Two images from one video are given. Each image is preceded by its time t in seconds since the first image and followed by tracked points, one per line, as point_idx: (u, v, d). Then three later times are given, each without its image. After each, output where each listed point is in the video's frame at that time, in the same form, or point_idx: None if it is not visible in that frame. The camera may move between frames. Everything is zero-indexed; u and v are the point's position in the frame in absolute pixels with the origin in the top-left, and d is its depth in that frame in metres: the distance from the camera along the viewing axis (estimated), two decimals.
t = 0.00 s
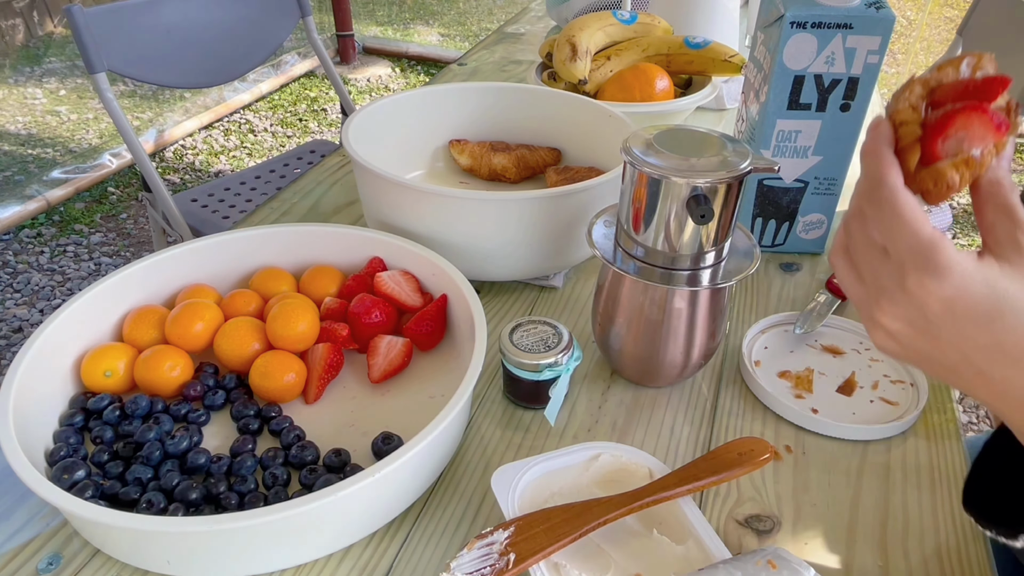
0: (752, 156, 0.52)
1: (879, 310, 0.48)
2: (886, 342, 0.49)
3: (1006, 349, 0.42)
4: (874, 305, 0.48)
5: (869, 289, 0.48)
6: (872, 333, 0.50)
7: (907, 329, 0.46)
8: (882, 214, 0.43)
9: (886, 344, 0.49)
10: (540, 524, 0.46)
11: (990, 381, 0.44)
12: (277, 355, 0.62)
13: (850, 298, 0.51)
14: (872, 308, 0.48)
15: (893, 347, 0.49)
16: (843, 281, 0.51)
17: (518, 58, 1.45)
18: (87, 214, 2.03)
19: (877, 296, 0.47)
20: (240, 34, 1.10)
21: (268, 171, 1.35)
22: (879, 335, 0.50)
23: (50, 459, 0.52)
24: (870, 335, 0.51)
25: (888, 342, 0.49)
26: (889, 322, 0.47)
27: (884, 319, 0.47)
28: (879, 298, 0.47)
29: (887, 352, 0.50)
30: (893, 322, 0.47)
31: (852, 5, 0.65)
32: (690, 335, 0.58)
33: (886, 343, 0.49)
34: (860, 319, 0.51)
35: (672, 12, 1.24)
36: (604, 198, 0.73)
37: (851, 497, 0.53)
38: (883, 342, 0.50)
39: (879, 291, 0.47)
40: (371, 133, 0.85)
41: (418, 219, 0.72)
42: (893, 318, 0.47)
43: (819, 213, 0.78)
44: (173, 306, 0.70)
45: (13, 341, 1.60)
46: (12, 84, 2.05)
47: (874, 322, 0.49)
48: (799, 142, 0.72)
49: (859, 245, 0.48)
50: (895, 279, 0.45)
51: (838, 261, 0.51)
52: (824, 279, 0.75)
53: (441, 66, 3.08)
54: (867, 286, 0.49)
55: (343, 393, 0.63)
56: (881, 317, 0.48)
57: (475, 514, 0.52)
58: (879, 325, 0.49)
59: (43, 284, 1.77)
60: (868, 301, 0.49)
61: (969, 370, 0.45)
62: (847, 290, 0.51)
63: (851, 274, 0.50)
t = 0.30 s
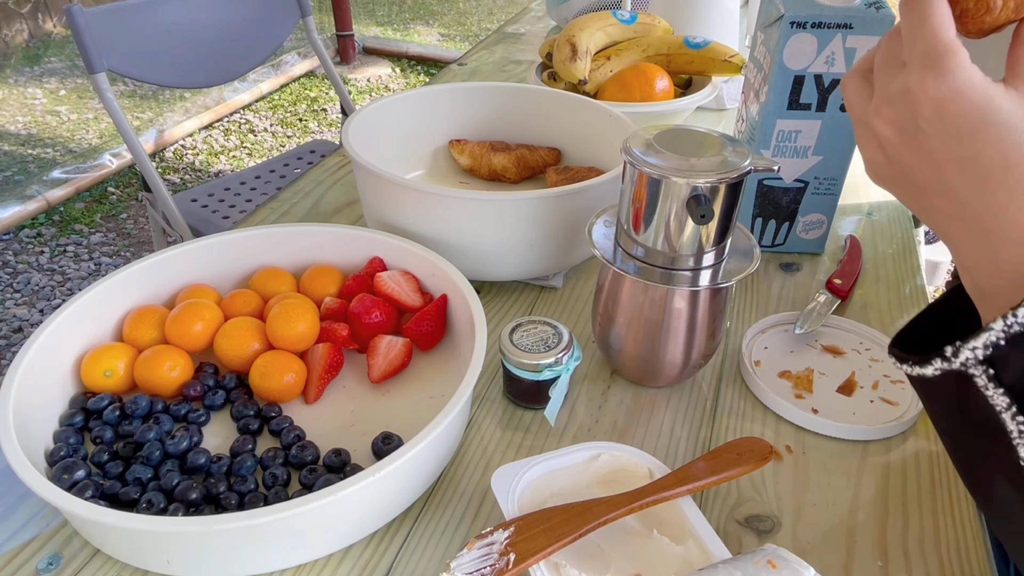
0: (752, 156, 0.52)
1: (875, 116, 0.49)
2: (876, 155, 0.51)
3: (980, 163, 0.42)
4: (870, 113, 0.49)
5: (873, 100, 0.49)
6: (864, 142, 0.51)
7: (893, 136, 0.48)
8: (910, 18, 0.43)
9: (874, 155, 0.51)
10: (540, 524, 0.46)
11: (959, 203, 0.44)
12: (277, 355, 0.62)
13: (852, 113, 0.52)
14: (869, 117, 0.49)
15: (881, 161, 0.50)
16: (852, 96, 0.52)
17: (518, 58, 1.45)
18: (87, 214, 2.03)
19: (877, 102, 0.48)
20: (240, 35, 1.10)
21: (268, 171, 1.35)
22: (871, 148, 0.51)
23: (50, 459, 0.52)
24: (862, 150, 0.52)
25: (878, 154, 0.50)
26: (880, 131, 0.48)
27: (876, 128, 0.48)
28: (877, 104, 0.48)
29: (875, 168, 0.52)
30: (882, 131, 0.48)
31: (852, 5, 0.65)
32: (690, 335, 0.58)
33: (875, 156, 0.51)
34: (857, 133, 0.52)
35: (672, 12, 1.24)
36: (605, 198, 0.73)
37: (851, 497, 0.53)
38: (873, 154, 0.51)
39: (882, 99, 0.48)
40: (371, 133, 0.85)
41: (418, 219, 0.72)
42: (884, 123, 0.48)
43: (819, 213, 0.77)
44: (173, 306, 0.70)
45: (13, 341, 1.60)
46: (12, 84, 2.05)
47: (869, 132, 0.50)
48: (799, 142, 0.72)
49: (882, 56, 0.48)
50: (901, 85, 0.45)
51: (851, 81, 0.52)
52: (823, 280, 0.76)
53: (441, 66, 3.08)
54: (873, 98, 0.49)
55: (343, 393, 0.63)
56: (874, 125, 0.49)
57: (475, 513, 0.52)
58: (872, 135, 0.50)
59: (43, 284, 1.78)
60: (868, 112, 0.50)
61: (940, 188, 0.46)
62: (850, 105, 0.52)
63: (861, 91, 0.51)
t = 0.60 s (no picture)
0: (752, 156, 0.52)
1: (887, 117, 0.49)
2: (886, 157, 0.50)
3: (992, 164, 0.42)
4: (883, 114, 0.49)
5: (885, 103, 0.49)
6: (874, 145, 0.51)
7: (905, 137, 0.47)
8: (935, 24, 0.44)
9: (884, 157, 0.50)
10: (541, 524, 0.46)
11: (969, 205, 0.43)
12: (277, 355, 0.62)
13: (860, 117, 0.52)
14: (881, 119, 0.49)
15: (891, 164, 0.50)
16: (859, 101, 0.52)
17: (518, 58, 1.45)
18: (87, 214, 2.03)
19: (891, 103, 0.48)
20: (240, 35, 1.10)
21: (268, 171, 1.35)
22: (880, 150, 0.51)
23: (50, 459, 0.52)
24: (871, 155, 0.52)
25: (888, 156, 0.50)
26: (892, 130, 0.48)
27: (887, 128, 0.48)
28: (891, 104, 0.48)
29: (884, 172, 0.51)
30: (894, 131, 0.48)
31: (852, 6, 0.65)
32: (690, 335, 0.58)
33: (885, 159, 0.50)
34: (867, 139, 0.52)
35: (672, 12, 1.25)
36: (605, 198, 0.73)
37: (851, 497, 0.53)
38: (883, 157, 0.51)
39: (896, 101, 0.48)
40: (371, 133, 0.85)
41: (418, 219, 0.72)
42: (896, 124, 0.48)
43: (819, 213, 0.77)
44: (173, 306, 0.70)
45: (13, 341, 1.60)
46: (12, 84, 2.06)
47: (879, 135, 0.50)
48: (799, 142, 0.72)
49: (897, 64, 0.49)
50: (916, 87, 0.46)
51: (858, 86, 0.53)
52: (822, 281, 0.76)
53: (441, 66, 3.08)
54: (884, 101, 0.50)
55: (343, 393, 0.63)
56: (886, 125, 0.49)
57: (475, 513, 0.52)
58: (883, 136, 0.50)
59: (43, 284, 1.78)
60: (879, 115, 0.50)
61: (948, 192, 0.45)
62: (858, 110, 0.52)
63: (870, 96, 0.52)
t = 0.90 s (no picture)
0: (752, 156, 0.52)
1: (885, 124, 0.48)
2: (886, 164, 0.50)
3: (996, 171, 0.42)
4: (881, 121, 0.49)
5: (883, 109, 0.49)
6: (873, 152, 0.51)
7: (904, 143, 0.47)
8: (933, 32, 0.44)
9: (884, 164, 0.50)
10: (540, 524, 0.46)
11: (974, 209, 0.44)
12: (277, 355, 0.62)
13: (859, 124, 0.52)
14: (879, 126, 0.49)
15: (891, 170, 0.50)
16: (858, 108, 0.52)
17: (518, 58, 1.45)
18: (87, 214, 2.03)
19: (889, 110, 0.48)
20: (240, 35, 1.10)
21: (268, 171, 1.35)
22: (880, 156, 0.51)
23: (50, 458, 0.52)
24: (871, 161, 0.52)
25: (888, 162, 0.50)
26: (890, 136, 0.48)
27: (886, 134, 0.48)
28: (889, 111, 0.48)
29: (885, 179, 0.51)
30: (893, 137, 0.47)
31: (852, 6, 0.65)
32: (690, 335, 0.58)
33: (886, 166, 0.50)
34: (866, 145, 0.52)
35: (672, 12, 1.25)
36: (605, 198, 0.73)
37: (851, 497, 0.53)
38: (883, 163, 0.50)
39: (893, 107, 0.48)
40: (371, 133, 0.85)
41: (419, 220, 0.72)
42: (895, 130, 0.47)
43: (819, 213, 0.77)
44: (173, 306, 0.70)
45: (13, 341, 1.60)
46: (12, 84, 2.06)
47: (879, 141, 0.50)
48: (799, 142, 0.72)
49: (895, 71, 0.49)
50: (914, 93, 0.45)
51: (856, 93, 0.53)
52: (823, 282, 0.76)
53: (441, 66, 3.07)
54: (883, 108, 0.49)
55: (343, 393, 0.63)
56: (884, 131, 0.48)
57: (475, 513, 0.52)
58: (883, 143, 0.49)
59: (43, 284, 1.78)
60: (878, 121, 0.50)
61: (951, 196, 0.45)
62: (857, 117, 0.52)
63: (869, 103, 0.51)
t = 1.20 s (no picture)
0: (752, 156, 0.52)
1: (886, 128, 0.48)
2: (888, 168, 0.50)
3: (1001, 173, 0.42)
4: (882, 125, 0.48)
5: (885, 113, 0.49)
6: (875, 156, 0.51)
7: (907, 147, 0.47)
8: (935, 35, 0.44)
9: (886, 168, 0.50)
10: (540, 523, 0.46)
11: (979, 213, 0.44)
12: (277, 355, 0.62)
13: (860, 128, 0.52)
14: (881, 130, 0.49)
15: (894, 174, 0.50)
16: (860, 112, 0.52)
17: (518, 58, 1.45)
18: (87, 214, 2.03)
19: (890, 114, 0.48)
20: (240, 34, 1.10)
21: (268, 171, 1.35)
22: (881, 160, 0.50)
23: (50, 458, 0.52)
24: (873, 166, 0.52)
25: (890, 166, 0.50)
26: (892, 140, 0.48)
27: (888, 138, 0.48)
28: (891, 115, 0.48)
29: (887, 182, 0.51)
30: (895, 141, 0.47)
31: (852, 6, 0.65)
32: (690, 335, 0.58)
33: (888, 170, 0.50)
34: (867, 149, 0.52)
35: (672, 12, 1.25)
36: (606, 198, 0.73)
37: (851, 497, 0.53)
38: (884, 167, 0.50)
39: (894, 111, 0.47)
40: (371, 133, 0.85)
41: (419, 220, 0.72)
42: (898, 134, 0.47)
43: (819, 213, 0.77)
44: (173, 306, 0.70)
45: (13, 341, 1.60)
46: (12, 84, 2.07)
47: (880, 145, 0.50)
48: (799, 142, 0.72)
49: (897, 75, 0.49)
50: (917, 97, 0.45)
51: (857, 97, 0.53)
52: (823, 282, 0.76)
53: (441, 66, 3.07)
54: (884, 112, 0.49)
55: (343, 394, 0.63)
56: (886, 135, 0.48)
57: (475, 513, 0.52)
58: (884, 147, 0.49)
59: (43, 284, 1.78)
60: (879, 125, 0.49)
61: (954, 200, 0.45)
62: (859, 121, 0.52)
63: (870, 107, 0.51)
